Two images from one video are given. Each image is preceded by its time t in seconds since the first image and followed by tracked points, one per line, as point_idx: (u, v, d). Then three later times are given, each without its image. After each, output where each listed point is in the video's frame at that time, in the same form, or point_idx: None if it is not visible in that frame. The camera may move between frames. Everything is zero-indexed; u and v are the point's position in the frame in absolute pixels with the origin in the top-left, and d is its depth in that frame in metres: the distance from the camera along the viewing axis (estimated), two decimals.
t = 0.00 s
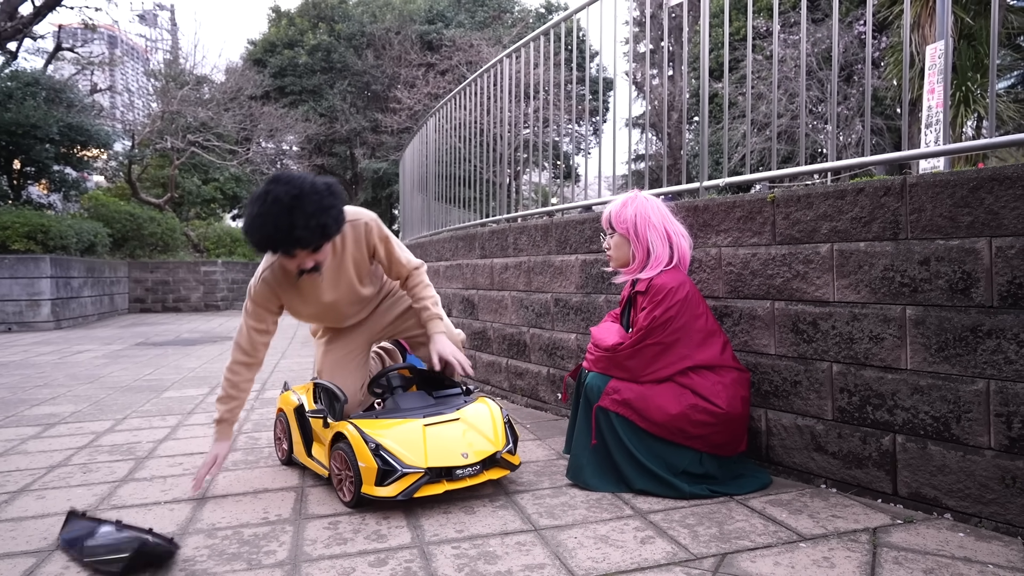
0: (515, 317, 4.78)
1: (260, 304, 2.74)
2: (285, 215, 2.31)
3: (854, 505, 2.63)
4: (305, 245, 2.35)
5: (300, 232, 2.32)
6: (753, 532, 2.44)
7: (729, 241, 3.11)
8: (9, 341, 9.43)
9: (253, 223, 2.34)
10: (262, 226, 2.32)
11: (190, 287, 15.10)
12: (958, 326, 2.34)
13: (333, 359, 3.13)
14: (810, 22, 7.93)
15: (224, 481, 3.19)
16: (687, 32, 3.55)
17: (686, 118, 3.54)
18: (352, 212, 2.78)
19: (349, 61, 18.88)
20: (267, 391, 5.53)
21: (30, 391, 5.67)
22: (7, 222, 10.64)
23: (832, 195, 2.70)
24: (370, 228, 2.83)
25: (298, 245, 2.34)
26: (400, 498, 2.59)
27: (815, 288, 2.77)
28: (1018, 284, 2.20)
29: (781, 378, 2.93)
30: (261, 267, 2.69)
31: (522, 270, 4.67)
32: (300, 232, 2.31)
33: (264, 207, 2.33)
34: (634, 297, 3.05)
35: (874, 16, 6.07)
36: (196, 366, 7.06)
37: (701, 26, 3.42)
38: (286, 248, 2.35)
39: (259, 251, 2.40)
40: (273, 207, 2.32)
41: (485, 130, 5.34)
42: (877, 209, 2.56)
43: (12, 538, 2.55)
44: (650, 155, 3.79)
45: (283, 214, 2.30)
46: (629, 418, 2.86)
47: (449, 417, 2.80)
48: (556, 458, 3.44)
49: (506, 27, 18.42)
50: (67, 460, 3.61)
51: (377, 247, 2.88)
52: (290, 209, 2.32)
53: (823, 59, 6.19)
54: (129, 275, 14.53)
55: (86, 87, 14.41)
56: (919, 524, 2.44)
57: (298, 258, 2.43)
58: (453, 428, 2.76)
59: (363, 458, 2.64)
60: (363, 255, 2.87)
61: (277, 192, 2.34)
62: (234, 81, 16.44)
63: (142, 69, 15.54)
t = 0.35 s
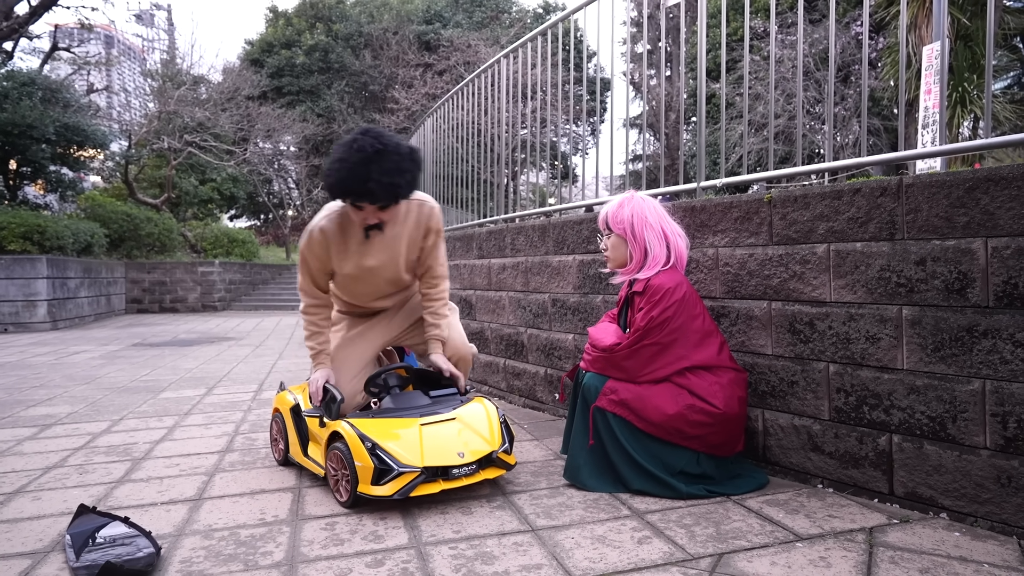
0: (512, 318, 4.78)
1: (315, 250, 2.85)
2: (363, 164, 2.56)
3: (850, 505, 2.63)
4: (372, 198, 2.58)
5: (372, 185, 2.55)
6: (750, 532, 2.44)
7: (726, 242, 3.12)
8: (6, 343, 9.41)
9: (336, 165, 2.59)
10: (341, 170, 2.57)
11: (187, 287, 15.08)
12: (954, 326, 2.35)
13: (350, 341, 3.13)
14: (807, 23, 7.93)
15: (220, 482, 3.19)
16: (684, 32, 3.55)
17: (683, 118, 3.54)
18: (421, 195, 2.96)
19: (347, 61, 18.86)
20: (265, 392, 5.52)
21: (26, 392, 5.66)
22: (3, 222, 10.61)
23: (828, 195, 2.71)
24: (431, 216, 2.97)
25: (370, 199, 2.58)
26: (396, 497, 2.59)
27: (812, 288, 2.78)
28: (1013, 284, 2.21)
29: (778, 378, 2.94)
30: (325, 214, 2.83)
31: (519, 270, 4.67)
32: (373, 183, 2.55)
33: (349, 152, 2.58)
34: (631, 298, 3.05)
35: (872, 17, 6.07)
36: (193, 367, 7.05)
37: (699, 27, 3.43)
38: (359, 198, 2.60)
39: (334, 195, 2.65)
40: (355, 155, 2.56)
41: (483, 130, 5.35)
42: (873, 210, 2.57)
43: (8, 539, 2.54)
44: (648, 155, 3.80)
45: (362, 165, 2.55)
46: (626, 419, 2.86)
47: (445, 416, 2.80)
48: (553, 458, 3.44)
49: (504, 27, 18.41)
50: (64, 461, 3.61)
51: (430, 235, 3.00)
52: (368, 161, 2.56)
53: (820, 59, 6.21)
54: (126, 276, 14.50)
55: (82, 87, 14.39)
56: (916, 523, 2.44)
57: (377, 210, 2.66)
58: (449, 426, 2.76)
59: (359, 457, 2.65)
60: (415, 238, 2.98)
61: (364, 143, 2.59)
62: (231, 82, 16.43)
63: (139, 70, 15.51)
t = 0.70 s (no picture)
0: (511, 318, 4.78)
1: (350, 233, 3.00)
2: (375, 163, 2.58)
3: (848, 505, 2.63)
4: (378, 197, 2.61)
5: (377, 183, 2.58)
6: (749, 531, 2.45)
7: (724, 242, 3.12)
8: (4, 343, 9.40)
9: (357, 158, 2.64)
10: (358, 165, 2.62)
11: (186, 288, 15.07)
12: (952, 326, 2.35)
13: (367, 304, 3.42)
14: (805, 23, 7.94)
15: (219, 482, 3.18)
16: (683, 32, 3.56)
17: (682, 118, 3.55)
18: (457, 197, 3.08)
19: (345, 61, 18.86)
20: (264, 392, 5.52)
21: (25, 393, 5.65)
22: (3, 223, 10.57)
23: (826, 195, 2.71)
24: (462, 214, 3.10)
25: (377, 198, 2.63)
26: (395, 498, 2.59)
27: (810, 289, 2.78)
28: (1011, 284, 2.21)
29: (776, 379, 2.94)
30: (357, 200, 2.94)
31: (518, 271, 4.68)
32: (377, 182, 2.57)
33: (368, 152, 2.61)
34: (629, 297, 3.05)
35: (870, 17, 6.07)
36: (192, 367, 7.04)
37: (697, 27, 3.43)
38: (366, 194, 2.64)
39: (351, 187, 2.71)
40: (371, 153, 2.60)
41: (481, 131, 5.35)
42: (871, 210, 2.57)
43: (7, 540, 2.54)
44: (647, 156, 3.81)
45: (373, 162, 2.58)
46: (624, 419, 2.87)
47: (445, 417, 2.80)
48: (552, 458, 3.45)
49: (502, 27, 18.42)
50: (62, 462, 3.60)
51: (457, 234, 3.15)
52: (379, 160, 2.58)
53: (818, 60, 6.21)
54: (124, 276, 14.48)
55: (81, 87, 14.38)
56: (914, 523, 2.44)
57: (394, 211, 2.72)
58: (449, 428, 2.76)
59: (358, 457, 2.64)
60: (443, 234, 3.13)
61: (384, 143, 2.62)
62: (230, 82, 16.43)
63: (137, 70, 15.48)
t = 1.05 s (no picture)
0: (507, 321, 4.78)
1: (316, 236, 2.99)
2: (366, 177, 2.59)
3: (843, 509, 2.64)
4: (378, 209, 2.63)
5: (378, 197, 2.60)
6: (744, 535, 2.45)
7: (720, 246, 3.13)
8: None
9: (334, 185, 2.59)
10: (343, 188, 2.58)
11: (182, 290, 15.05)
12: (945, 330, 2.36)
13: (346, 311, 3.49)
14: (802, 27, 7.95)
15: (214, 485, 3.18)
16: (680, 36, 3.58)
17: (679, 122, 3.56)
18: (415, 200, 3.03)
19: (343, 63, 18.84)
20: (259, 395, 5.51)
21: (19, 395, 5.63)
22: None
23: (821, 200, 2.72)
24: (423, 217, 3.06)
25: (380, 210, 2.65)
26: (389, 501, 2.58)
27: (805, 293, 2.79)
28: (1004, 289, 2.22)
29: (771, 382, 2.95)
30: (319, 207, 2.88)
31: (515, 273, 4.68)
32: (379, 196, 2.59)
33: (348, 170, 2.59)
34: (626, 301, 3.06)
35: (866, 22, 6.09)
36: (188, 369, 7.03)
37: (694, 31, 3.44)
38: (360, 210, 2.62)
39: (331, 212, 2.65)
40: (356, 168, 2.59)
41: (478, 133, 5.36)
42: (866, 215, 2.58)
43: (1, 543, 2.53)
44: (643, 159, 3.79)
45: (365, 178, 2.58)
46: (621, 423, 2.87)
47: (439, 420, 2.80)
48: (548, 461, 3.45)
49: (500, 30, 18.44)
50: (56, 465, 3.59)
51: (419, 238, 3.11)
52: (370, 174, 2.60)
53: (814, 64, 6.23)
54: (120, 277, 14.45)
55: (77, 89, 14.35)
56: (908, 527, 2.45)
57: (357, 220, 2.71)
58: (444, 431, 2.76)
59: (352, 460, 2.64)
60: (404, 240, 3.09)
61: (359, 158, 2.61)
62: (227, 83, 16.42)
63: (134, 71, 15.43)
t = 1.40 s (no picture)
0: (503, 326, 4.78)
1: (288, 236, 3.02)
2: (359, 177, 2.63)
3: (838, 516, 2.64)
4: (368, 209, 2.66)
5: (370, 197, 2.64)
6: (738, 542, 2.45)
7: (716, 252, 3.14)
8: None
9: (326, 181, 2.62)
10: (334, 185, 2.61)
11: (177, 293, 15.02)
12: (939, 338, 2.37)
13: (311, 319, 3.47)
14: (797, 35, 8.00)
15: (208, 490, 3.17)
16: (677, 42, 3.59)
17: (674, 128, 3.54)
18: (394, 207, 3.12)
19: (339, 68, 18.86)
20: (254, 399, 5.49)
21: (12, 398, 5.60)
22: None
23: (816, 207, 2.73)
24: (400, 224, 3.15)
25: (370, 212, 2.69)
26: (297, 523, 2.41)
27: (800, 300, 2.80)
28: (998, 297, 2.23)
29: (766, 389, 2.95)
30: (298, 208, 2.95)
31: (510, 279, 4.69)
32: (371, 196, 2.64)
33: (340, 168, 2.63)
34: (620, 307, 3.07)
35: (859, 30, 6.13)
36: (182, 373, 7.00)
37: (691, 38, 3.45)
38: (349, 210, 2.64)
39: (319, 210, 2.67)
40: (349, 167, 2.63)
41: (475, 138, 5.38)
42: (861, 222, 2.59)
43: None
44: (639, 164, 3.81)
45: (358, 178, 2.62)
46: (615, 429, 2.87)
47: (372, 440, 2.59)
48: (543, 467, 3.45)
49: (497, 35, 18.49)
50: (49, 469, 3.57)
51: (396, 244, 3.20)
52: (362, 172, 2.64)
53: (810, 71, 6.26)
54: (115, 280, 14.40)
55: (74, 91, 14.34)
56: (902, 534, 2.45)
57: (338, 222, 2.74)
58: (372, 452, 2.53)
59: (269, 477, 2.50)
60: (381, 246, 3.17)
61: (353, 157, 2.65)
62: (224, 87, 16.43)
63: (130, 73, 15.41)
